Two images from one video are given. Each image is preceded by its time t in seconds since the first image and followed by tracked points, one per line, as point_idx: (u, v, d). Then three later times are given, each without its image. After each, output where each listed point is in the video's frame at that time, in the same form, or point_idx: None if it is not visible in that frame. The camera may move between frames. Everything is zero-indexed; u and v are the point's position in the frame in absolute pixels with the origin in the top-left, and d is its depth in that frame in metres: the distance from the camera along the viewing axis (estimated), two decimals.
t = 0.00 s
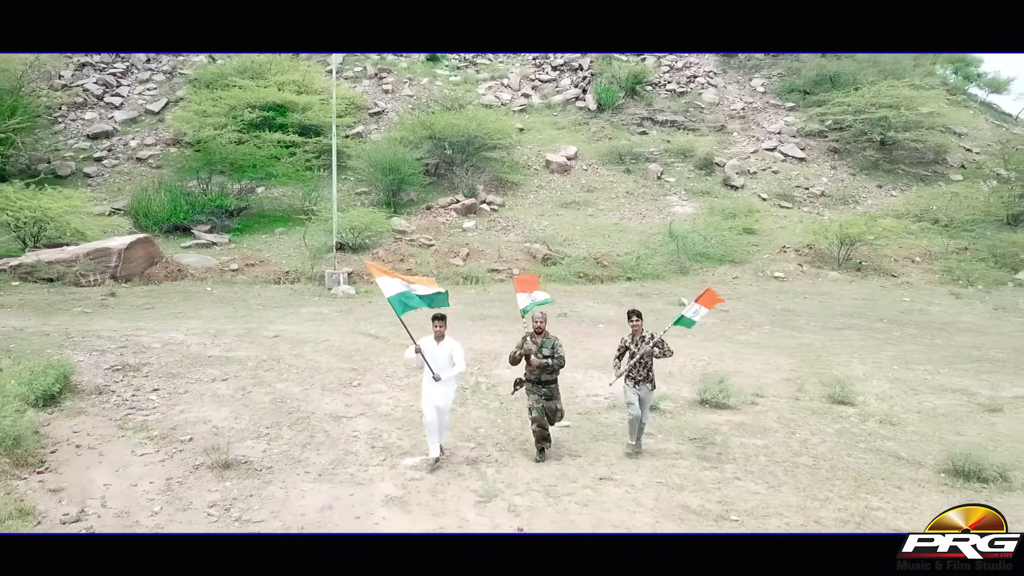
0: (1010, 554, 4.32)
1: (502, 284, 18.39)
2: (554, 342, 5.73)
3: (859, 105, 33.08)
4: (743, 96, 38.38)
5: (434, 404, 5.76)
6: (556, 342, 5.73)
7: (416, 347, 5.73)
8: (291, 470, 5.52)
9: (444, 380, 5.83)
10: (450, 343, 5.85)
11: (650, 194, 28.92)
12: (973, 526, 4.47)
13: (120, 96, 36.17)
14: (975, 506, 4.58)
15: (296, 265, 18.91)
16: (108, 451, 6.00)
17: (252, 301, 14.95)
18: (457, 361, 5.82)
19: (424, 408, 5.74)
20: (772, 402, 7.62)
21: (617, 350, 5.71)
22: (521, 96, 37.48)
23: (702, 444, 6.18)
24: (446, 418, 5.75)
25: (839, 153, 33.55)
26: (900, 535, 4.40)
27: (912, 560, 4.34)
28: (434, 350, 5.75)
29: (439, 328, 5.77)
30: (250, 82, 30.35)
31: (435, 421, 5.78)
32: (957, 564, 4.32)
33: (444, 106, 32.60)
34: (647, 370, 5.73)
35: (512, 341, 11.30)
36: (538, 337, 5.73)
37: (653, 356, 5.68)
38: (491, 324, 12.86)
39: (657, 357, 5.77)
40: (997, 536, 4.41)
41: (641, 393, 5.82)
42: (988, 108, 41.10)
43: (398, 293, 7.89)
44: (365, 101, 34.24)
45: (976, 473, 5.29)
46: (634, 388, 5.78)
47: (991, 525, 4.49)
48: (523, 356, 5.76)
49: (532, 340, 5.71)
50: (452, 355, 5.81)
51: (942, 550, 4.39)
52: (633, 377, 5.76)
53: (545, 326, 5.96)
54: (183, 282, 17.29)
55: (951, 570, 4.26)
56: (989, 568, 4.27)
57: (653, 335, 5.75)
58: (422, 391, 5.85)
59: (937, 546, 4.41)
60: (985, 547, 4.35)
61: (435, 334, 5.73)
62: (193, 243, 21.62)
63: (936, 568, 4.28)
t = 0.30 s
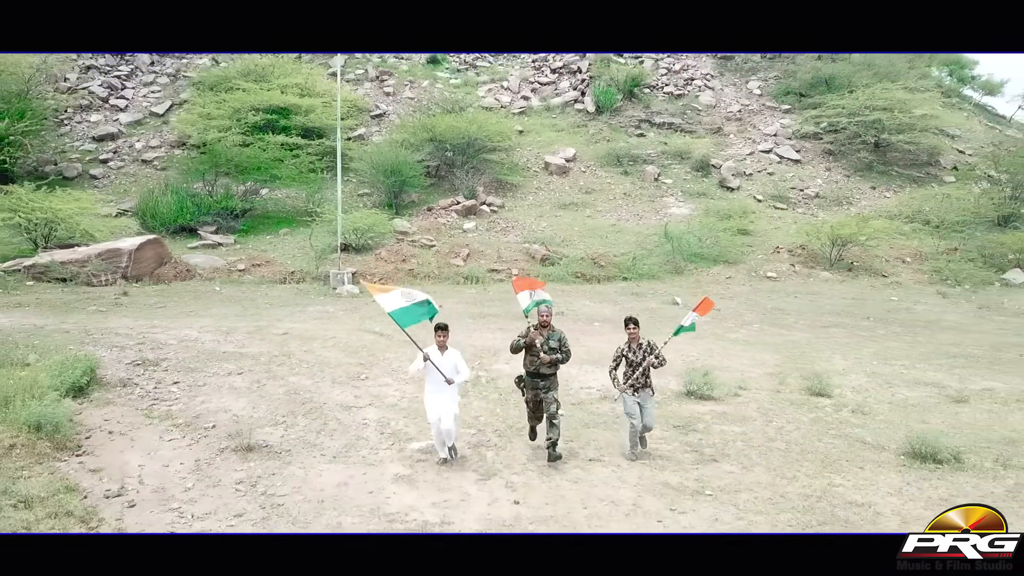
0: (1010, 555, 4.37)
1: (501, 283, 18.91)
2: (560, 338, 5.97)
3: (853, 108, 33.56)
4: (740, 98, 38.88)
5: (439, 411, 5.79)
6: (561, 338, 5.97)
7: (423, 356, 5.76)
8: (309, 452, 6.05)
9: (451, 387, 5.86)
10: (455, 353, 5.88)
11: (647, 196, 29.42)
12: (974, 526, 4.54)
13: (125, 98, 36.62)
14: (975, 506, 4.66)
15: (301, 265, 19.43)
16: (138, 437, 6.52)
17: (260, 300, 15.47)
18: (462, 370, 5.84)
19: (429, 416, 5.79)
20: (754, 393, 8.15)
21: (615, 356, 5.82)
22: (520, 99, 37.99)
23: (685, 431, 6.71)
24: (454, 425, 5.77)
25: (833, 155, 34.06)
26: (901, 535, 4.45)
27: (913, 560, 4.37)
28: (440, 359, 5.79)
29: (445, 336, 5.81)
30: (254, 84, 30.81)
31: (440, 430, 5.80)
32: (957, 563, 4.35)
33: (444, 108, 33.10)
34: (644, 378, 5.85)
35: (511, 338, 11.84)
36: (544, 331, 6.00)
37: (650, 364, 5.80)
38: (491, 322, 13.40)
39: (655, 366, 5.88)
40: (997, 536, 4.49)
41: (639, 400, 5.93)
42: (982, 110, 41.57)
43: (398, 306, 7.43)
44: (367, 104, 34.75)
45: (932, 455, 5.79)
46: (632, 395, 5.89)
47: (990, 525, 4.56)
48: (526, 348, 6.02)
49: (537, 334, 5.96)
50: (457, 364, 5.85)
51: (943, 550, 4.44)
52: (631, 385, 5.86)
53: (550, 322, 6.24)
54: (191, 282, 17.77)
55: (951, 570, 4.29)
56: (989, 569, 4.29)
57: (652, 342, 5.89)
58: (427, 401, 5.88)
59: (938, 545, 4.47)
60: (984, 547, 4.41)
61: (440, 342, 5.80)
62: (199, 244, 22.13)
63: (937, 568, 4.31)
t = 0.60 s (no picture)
0: (1010, 555, 4.60)
1: (501, 283, 19.44)
2: (559, 349, 5.99)
3: (847, 110, 34.04)
4: (736, 100, 39.39)
5: (436, 416, 5.88)
6: (560, 348, 5.98)
7: (422, 360, 5.84)
8: (323, 437, 6.59)
9: (451, 390, 5.93)
10: (455, 356, 5.93)
11: (645, 197, 29.93)
12: (973, 526, 4.71)
13: (129, 100, 37.03)
14: (975, 507, 4.83)
15: (307, 266, 19.96)
16: (164, 424, 7.04)
17: (267, 299, 16.02)
18: (462, 374, 5.91)
19: (427, 419, 5.90)
20: (738, 385, 8.70)
21: (623, 349, 6.16)
22: (519, 101, 38.48)
23: (669, 418, 7.25)
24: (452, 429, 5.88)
25: (828, 157, 34.57)
26: (901, 536, 4.63)
27: (912, 559, 4.58)
28: (439, 363, 5.84)
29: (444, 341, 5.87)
30: (257, 87, 31.25)
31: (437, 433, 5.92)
32: (957, 563, 4.59)
33: (444, 111, 33.60)
34: (652, 372, 6.21)
35: (510, 334, 12.40)
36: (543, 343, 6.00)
37: (659, 358, 6.20)
38: (490, 319, 13.95)
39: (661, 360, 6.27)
40: (998, 536, 4.68)
41: (644, 395, 6.24)
42: (976, 112, 42.05)
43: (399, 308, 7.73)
44: (368, 106, 35.26)
45: (895, 439, 6.30)
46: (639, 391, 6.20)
47: (989, 524, 4.73)
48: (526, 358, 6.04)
49: (537, 345, 6.00)
50: (458, 367, 5.91)
51: (943, 550, 4.64)
52: (639, 380, 6.20)
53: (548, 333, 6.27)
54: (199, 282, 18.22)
55: (951, 571, 4.53)
56: (988, 567, 4.54)
57: (656, 337, 6.29)
58: (427, 403, 5.98)
59: (938, 545, 4.66)
60: (985, 547, 4.61)
61: (440, 345, 5.86)
62: (205, 245, 22.64)
63: (936, 568, 4.54)
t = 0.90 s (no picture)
0: (1009, 554, 4.67)
1: (500, 283, 19.97)
2: (553, 350, 5.93)
3: (842, 113, 34.53)
4: (733, 102, 39.88)
5: (436, 419, 5.87)
6: (554, 350, 5.93)
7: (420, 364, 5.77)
8: (335, 426, 7.13)
9: (450, 394, 5.91)
10: (452, 358, 5.89)
11: (642, 199, 30.44)
12: (974, 527, 4.81)
13: (134, 103, 37.54)
14: (977, 507, 4.94)
15: (312, 266, 20.52)
16: (186, 413, 7.57)
17: (274, 299, 16.55)
18: (461, 376, 5.90)
19: (426, 423, 5.87)
20: (724, 379, 9.25)
21: (624, 351, 5.95)
22: (519, 104, 38.98)
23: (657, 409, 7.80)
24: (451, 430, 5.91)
25: (823, 159, 35.08)
26: (900, 536, 4.73)
27: (913, 559, 4.66)
28: (437, 366, 5.81)
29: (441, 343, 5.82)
30: (260, 90, 31.69)
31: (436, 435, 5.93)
32: (957, 563, 4.65)
33: (445, 113, 34.10)
34: (653, 374, 5.98)
35: (510, 332, 12.94)
36: (536, 345, 5.94)
37: (660, 360, 5.94)
38: (491, 318, 14.50)
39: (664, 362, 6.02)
40: (997, 536, 4.77)
41: (646, 396, 6.07)
42: (972, 114, 42.51)
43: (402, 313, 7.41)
44: (370, 108, 35.77)
45: (864, 427, 6.84)
46: (640, 391, 6.03)
47: (990, 524, 4.84)
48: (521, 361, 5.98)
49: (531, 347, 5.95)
50: (456, 370, 5.89)
51: (942, 550, 4.71)
52: (640, 381, 6.00)
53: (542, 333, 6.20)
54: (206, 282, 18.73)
55: (951, 570, 4.59)
56: (988, 568, 4.61)
57: (660, 338, 6.02)
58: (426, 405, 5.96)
59: (938, 546, 4.74)
60: (985, 547, 4.70)
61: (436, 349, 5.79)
62: (211, 246, 23.16)
63: (936, 568, 4.60)
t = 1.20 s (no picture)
0: (1009, 554, 4.84)
1: (500, 283, 20.56)
2: (556, 346, 6.21)
3: (836, 115, 35.08)
4: (729, 104, 40.45)
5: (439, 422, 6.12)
6: (557, 346, 6.20)
7: (423, 367, 6.06)
8: (349, 414, 7.73)
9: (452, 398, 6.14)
10: (456, 363, 6.18)
11: (639, 200, 31.03)
12: (974, 526, 5.00)
13: (139, 105, 38.09)
14: (976, 506, 5.13)
15: (317, 266, 21.15)
16: (209, 403, 8.18)
17: (282, 297, 17.15)
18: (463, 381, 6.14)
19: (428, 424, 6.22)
20: (711, 373, 9.87)
21: (626, 368, 6.03)
22: (518, 105, 39.52)
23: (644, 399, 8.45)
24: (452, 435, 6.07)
25: (817, 160, 35.63)
26: (902, 537, 4.91)
27: (913, 560, 4.82)
28: (440, 369, 6.10)
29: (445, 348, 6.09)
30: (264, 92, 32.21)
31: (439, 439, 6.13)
32: (957, 563, 4.81)
33: (445, 115, 34.67)
34: (656, 390, 6.06)
35: (509, 329, 13.56)
36: (540, 342, 6.20)
37: (662, 377, 6.00)
38: (491, 316, 15.12)
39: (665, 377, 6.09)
40: (997, 536, 4.95)
41: (651, 412, 6.14)
42: (965, 114, 43.09)
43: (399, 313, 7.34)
44: (372, 110, 36.35)
45: (834, 415, 7.45)
46: (644, 408, 6.12)
47: (990, 523, 5.03)
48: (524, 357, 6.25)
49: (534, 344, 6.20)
50: (459, 374, 6.15)
51: (943, 549, 4.88)
52: (644, 397, 6.08)
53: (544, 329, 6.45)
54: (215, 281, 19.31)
55: (952, 570, 4.74)
56: (990, 568, 4.77)
57: (662, 353, 6.08)
58: (429, 410, 6.23)
59: (938, 545, 4.91)
60: (985, 547, 4.87)
61: (441, 352, 6.05)
62: (218, 247, 23.75)
63: (936, 568, 4.75)
